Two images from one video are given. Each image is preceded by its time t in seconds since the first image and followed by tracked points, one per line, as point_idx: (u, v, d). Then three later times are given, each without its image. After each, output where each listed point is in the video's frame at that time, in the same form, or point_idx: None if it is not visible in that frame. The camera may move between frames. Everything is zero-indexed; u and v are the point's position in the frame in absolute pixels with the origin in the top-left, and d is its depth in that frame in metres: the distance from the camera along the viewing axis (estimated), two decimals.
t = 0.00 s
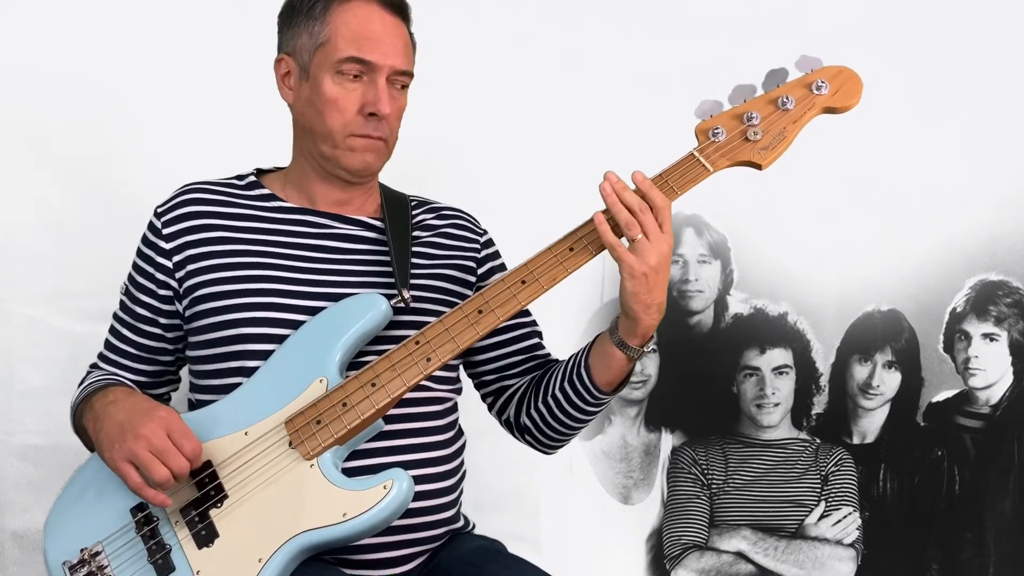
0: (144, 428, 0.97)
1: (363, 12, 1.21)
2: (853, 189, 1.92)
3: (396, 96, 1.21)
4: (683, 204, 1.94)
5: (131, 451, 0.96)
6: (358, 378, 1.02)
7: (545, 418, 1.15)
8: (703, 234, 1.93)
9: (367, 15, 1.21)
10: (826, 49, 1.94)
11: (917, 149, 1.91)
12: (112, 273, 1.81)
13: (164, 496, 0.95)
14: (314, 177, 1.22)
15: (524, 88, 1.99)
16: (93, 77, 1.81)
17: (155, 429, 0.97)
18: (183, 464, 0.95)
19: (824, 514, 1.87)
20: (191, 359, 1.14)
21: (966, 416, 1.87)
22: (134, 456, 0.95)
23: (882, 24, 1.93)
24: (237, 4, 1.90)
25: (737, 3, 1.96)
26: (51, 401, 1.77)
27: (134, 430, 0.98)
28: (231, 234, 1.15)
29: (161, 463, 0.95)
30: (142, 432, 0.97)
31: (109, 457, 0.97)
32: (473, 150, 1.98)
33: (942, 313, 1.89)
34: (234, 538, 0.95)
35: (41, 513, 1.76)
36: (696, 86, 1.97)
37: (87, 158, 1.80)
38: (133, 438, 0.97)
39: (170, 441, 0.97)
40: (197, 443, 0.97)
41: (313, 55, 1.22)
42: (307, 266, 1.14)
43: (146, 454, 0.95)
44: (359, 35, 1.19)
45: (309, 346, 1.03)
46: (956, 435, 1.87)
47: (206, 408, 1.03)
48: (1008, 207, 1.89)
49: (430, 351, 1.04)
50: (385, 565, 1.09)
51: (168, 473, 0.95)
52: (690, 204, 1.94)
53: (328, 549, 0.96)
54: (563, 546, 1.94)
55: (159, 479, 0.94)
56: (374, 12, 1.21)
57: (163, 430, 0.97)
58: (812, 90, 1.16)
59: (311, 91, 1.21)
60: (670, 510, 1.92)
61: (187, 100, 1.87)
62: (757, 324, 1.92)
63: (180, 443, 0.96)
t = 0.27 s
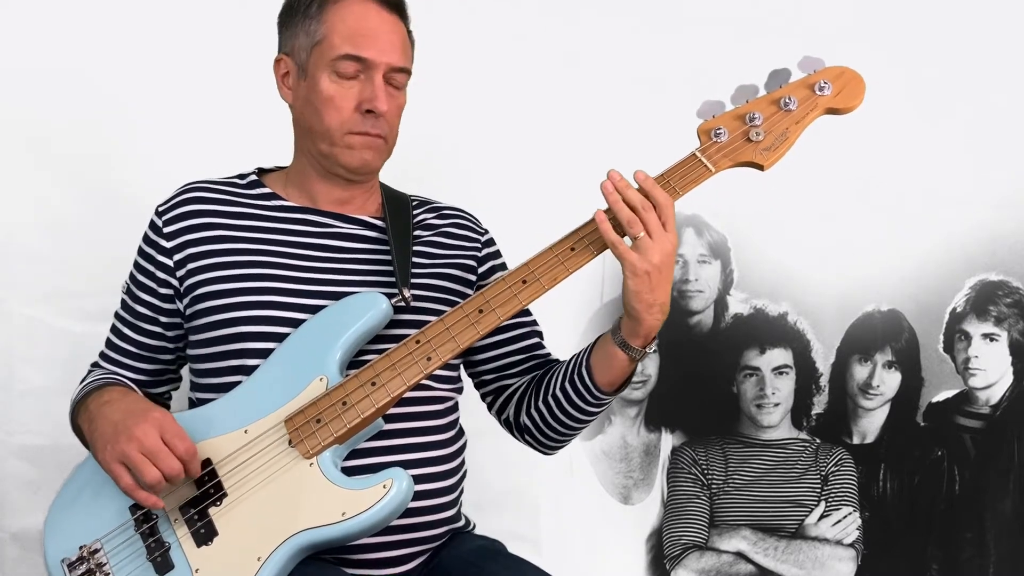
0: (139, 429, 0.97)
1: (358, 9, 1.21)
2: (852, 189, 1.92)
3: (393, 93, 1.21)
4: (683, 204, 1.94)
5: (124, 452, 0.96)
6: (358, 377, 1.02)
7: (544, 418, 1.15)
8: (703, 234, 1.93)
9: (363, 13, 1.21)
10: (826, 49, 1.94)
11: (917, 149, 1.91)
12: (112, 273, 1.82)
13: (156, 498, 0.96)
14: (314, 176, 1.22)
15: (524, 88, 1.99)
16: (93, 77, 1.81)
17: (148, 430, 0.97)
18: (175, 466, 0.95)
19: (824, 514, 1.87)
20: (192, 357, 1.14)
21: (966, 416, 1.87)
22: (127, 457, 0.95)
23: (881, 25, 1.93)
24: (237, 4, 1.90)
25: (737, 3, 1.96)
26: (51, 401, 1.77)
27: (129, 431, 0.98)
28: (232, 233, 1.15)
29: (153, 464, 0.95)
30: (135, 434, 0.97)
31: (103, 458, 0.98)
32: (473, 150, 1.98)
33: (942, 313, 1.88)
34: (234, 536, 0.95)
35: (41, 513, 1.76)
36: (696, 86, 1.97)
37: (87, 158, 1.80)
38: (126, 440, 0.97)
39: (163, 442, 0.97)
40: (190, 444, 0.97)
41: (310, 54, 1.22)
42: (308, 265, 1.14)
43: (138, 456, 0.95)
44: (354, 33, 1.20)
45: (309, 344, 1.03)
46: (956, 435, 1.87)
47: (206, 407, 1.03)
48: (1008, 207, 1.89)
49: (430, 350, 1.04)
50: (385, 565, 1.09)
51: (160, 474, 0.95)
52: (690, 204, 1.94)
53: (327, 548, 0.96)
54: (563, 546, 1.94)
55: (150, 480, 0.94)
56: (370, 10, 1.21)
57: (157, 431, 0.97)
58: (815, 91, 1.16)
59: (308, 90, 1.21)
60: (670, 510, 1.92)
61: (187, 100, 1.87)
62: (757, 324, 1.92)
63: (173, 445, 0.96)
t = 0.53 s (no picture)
0: (143, 428, 0.97)
1: (331, 7, 1.21)
2: (853, 189, 1.92)
3: (375, 87, 1.20)
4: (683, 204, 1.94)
5: (128, 450, 0.95)
6: (361, 378, 1.02)
7: (543, 422, 1.15)
8: (703, 234, 1.94)
9: (337, 10, 1.21)
10: (826, 49, 1.94)
11: (916, 149, 1.91)
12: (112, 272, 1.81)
13: (163, 495, 0.95)
14: (314, 176, 1.22)
15: (524, 88, 1.99)
16: (93, 77, 1.81)
17: (153, 429, 0.97)
18: (181, 463, 0.94)
19: (824, 514, 1.87)
20: (194, 356, 1.14)
21: (966, 416, 1.87)
22: (132, 455, 0.95)
23: (881, 25, 1.93)
24: (237, 4, 1.90)
25: (738, 3, 1.96)
26: (51, 401, 1.77)
27: (133, 429, 0.97)
28: (237, 231, 1.14)
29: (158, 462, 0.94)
30: (139, 432, 0.96)
31: (107, 457, 0.97)
32: (473, 149, 1.98)
33: (942, 313, 1.89)
34: (235, 536, 0.95)
35: (41, 513, 1.76)
36: (696, 86, 1.97)
37: (87, 158, 1.80)
38: (130, 439, 0.97)
39: (168, 441, 0.96)
40: (195, 443, 0.96)
41: (293, 56, 1.23)
42: (311, 264, 1.14)
43: (143, 454, 0.94)
44: (328, 31, 1.20)
45: (312, 345, 1.03)
46: (956, 435, 1.87)
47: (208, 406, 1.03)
48: (1008, 207, 1.89)
49: (433, 352, 1.03)
50: (386, 566, 1.09)
51: (165, 472, 0.94)
52: (690, 204, 1.94)
53: (329, 549, 0.96)
54: (563, 546, 1.94)
55: (156, 477, 0.93)
56: (349, 7, 1.21)
57: (161, 430, 0.97)
58: (821, 96, 1.16)
59: (293, 93, 1.22)
60: (670, 510, 1.92)
61: (187, 99, 1.87)
62: (758, 324, 1.92)
63: (178, 443, 0.96)
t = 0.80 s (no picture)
0: (143, 427, 0.97)
1: (332, 5, 1.22)
2: (853, 190, 1.92)
3: (375, 85, 1.20)
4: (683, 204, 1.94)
5: (129, 449, 0.95)
6: (361, 378, 1.02)
7: (542, 421, 1.15)
8: (703, 235, 1.94)
9: (338, 8, 1.21)
10: (825, 49, 1.94)
11: (916, 149, 1.91)
12: (112, 272, 1.81)
13: (165, 495, 0.95)
14: (315, 176, 1.23)
15: (524, 88, 1.99)
16: (93, 78, 1.81)
17: (153, 428, 0.97)
18: (181, 462, 0.94)
19: (824, 513, 1.87)
20: (196, 355, 1.14)
21: (966, 417, 1.87)
22: (132, 454, 0.95)
23: (881, 25, 1.93)
24: (237, 4, 1.90)
25: (738, 3, 1.96)
26: (51, 401, 1.77)
27: (134, 429, 0.97)
28: (239, 231, 1.15)
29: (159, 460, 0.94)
30: (139, 431, 0.96)
31: (108, 456, 0.97)
32: (474, 150, 1.98)
33: (942, 313, 1.89)
34: (234, 536, 0.95)
35: (41, 513, 1.76)
36: (697, 86, 1.97)
37: (87, 159, 1.80)
38: (130, 438, 0.97)
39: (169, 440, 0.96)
40: (195, 443, 0.96)
41: (295, 54, 1.24)
42: (312, 264, 1.14)
43: (144, 452, 0.94)
44: (328, 29, 1.20)
45: (312, 346, 1.03)
46: (956, 435, 1.87)
47: (208, 406, 1.03)
48: (1008, 207, 1.89)
49: (433, 353, 1.03)
50: (386, 566, 1.09)
51: (165, 470, 0.94)
52: (690, 204, 1.94)
53: (328, 549, 0.96)
54: (563, 546, 1.94)
55: (157, 475, 0.93)
56: (350, 5, 1.22)
57: (161, 430, 0.97)
58: (822, 97, 1.16)
59: (295, 90, 1.23)
60: (670, 510, 1.92)
61: (187, 100, 1.87)
62: (758, 325, 1.92)
63: (179, 443, 0.96)
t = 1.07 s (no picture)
0: (138, 443, 0.96)
1: (362, 4, 1.22)
2: (854, 190, 1.92)
3: (396, 89, 1.21)
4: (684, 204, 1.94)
5: (126, 467, 0.94)
6: (359, 379, 1.02)
7: (539, 418, 1.15)
8: (703, 235, 1.93)
9: (368, 8, 1.22)
10: (826, 49, 1.94)
11: (916, 149, 1.91)
12: (112, 272, 1.81)
13: (166, 508, 0.94)
14: (315, 175, 1.23)
15: (524, 88, 1.99)
16: (93, 77, 1.81)
17: (149, 444, 0.96)
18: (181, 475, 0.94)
19: (824, 514, 1.87)
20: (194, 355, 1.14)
21: (966, 417, 1.87)
22: (131, 472, 0.94)
23: (881, 25, 1.93)
24: (237, 3, 1.89)
25: (738, 3, 1.96)
26: (51, 401, 1.77)
27: (129, 446, 0.96)
28: (237, 231, 1.15)
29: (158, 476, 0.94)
30: (135, 449, 0.95)
31: (106, 475, 0.96)
32: (475, 150, 1.98)
33: (942, 313, 1.89)
34: (235, 538, 0.95)
35: (42, 513, 1.76)
36: (697, 86, 1.97)
37: (87, 159, 1.80)
38: (126, 455, 0.96)
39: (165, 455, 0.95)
40: (192, 455, 0.96)
41: (315, 48, 1.23)
42: (310, 265, 1.14)
43: (142, 469, 0.93)
44: (358, 27, 1.20)
45: (310, 347, 1.03)
46: (956, 435, 1.87)
47: (207, 409, 1.03)
48: (1008, 207, 1.89)
49: (431, 352, 1.04)
50: (386, 566, 1.09)
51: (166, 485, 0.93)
52: (690, 204, 1.94)
53: (328, 550, 0.96)
54: (563, 547, 1.94)
55: (157, 491, 0.92)
56: (377, 6, 1.23)
57: (157, 445, 0.96)
58: (816, 90, 1.16)
59: (311, 84, 1.22)
60: (670, 510, 1.92)
61: (187, 100, 1.87)
62: (757, 325, 1.92)
63: (176, 456, 0.95)
